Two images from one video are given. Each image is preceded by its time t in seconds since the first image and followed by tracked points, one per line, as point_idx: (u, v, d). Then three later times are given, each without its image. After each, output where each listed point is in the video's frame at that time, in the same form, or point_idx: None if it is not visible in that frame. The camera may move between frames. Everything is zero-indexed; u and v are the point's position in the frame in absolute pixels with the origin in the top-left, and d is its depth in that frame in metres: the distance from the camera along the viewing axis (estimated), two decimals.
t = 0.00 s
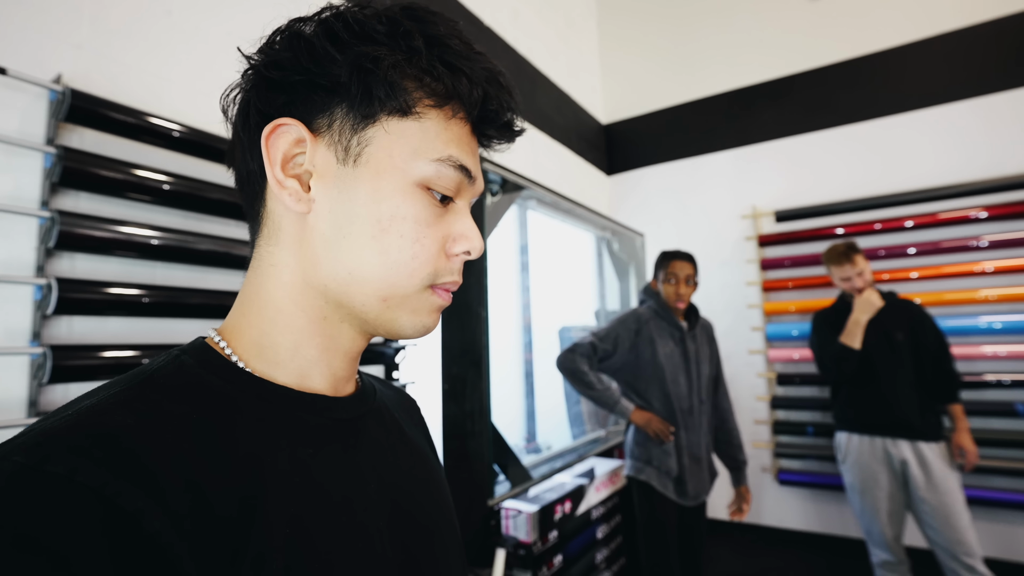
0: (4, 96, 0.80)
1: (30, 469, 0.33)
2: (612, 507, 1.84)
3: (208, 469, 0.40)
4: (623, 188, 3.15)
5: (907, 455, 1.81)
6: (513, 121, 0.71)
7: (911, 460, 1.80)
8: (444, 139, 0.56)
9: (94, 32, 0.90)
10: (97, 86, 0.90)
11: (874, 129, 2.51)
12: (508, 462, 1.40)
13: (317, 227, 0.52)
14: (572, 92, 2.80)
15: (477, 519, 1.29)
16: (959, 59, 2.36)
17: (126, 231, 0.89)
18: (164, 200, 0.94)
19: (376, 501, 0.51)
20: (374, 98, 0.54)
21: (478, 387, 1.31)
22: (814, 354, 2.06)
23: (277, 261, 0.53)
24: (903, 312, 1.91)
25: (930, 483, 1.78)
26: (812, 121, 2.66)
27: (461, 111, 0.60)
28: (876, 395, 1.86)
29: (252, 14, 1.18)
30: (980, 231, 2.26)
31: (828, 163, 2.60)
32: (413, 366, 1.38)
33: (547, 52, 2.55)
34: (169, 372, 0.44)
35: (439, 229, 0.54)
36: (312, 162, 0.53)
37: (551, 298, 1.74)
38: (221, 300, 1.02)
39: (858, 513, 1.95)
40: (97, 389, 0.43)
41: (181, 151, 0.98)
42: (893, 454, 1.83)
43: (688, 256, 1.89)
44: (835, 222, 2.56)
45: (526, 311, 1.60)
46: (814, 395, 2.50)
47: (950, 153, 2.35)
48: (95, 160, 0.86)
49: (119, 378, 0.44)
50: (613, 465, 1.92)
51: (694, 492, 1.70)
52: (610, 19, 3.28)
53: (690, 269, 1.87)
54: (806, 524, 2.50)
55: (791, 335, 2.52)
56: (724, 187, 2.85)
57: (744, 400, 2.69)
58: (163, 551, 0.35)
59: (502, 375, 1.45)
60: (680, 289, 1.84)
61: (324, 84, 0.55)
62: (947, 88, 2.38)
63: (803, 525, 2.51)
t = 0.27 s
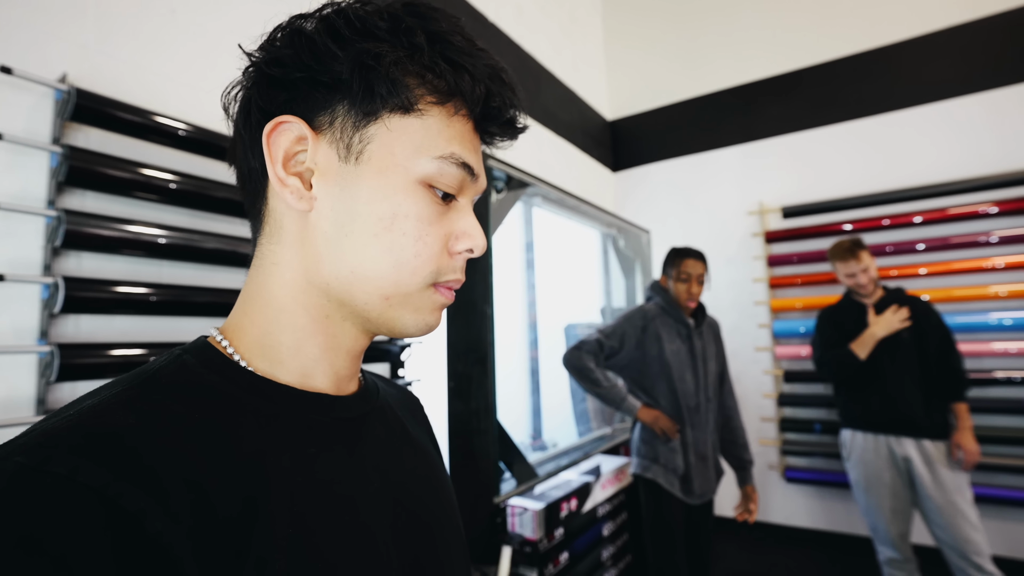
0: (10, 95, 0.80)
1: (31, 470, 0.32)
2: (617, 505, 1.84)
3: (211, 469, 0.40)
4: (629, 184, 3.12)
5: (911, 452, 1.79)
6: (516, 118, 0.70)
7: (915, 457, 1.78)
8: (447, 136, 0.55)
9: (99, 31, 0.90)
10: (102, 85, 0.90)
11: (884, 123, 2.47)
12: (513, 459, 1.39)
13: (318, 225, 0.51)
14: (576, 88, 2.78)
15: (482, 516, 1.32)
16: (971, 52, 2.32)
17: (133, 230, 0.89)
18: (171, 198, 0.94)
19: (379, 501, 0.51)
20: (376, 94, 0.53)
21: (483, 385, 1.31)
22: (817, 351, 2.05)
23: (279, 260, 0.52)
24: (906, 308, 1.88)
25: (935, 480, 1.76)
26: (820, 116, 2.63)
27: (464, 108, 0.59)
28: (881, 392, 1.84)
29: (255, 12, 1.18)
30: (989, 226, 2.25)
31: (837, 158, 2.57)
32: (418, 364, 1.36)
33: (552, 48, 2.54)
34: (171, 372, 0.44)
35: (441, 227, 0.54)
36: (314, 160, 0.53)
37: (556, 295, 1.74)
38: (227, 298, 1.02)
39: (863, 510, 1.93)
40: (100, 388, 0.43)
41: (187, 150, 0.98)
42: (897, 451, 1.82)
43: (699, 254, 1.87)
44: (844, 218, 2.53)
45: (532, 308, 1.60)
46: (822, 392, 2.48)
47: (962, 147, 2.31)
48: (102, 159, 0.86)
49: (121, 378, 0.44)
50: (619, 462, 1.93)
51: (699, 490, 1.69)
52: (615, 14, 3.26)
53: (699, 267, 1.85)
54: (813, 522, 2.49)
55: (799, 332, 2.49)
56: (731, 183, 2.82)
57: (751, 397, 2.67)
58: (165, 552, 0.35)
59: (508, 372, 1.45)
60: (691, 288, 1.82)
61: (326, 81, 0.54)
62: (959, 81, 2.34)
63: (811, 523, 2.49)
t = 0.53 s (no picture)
0: (16, 93, 0.81)
1: (35, 467, 0.33)
2: (620, 503, 1.84)
3: (213, 467, 0.40)
4: (632, 182, 3.11)
5: (915, 451, 1.78)
6: (519, 115, 0.70)
7: (917, 456, 1.77)
8: (449, 134, 0.55)
9: (103, 29, 0.90)
10: (107, 82, 0.90)
11: (890, 120, 2.45)
12: (516, 456, 1.40)
13: (321, 224, 0.52)
14: (580, 85, 2.77)
15: (485, 514, 1.30)
16: (980, 48, 2.30)
17: (138, 227, 0.89)
18: (176, 195, 0.95)
19: (381, 498, 0.51)
20: (378, 93, 0.53)
21: (486, 382, 1.31)
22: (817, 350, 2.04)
23: (281, 258, 0.52)
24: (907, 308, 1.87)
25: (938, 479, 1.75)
26: (826, 113, 2.61)
27: (466, 106, 0.59)
28: (883, 391, 1.84)
29: (258, 9, 1.18)
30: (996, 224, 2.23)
31: (843, 155, 2.55)
32: (421, 361, 1.38)
33: (555, 46, 2.53)
34: (174, 369, 0.44)
35: (443, 225, 0.54)
36: (316, 158, 0.53)
37: (559, 293, 1.73)
38: (231, 295, 1.02)
39: (867, 509, 1.93)
40: (105, 386, 0.44)
41: (191, 147, 0.98)
42: (899, 450, 1.81)
43: (703, 253, 1.86)
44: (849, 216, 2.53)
45: (535, 306, 1.60)
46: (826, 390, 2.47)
47: (969, 145, 2.29)
48: (107, 156, 0.86)
49: (124, 376, 0.44)
50: (622, 460, 1.93)
51: (702, 489, 1.69)
52: (619, 11, 3.24)
53: (705, 266, 1.84)
54: (816, 521, 2.48)
55: (804, 330, 2.50)
56: (735, 181, 2.81)
57: (755, 396, 2.67)
58: (167, 549, 0.35)
59: (511, 369, 1.45)
60: (695, 287, 1.82)
61: (328, 79, 0.54)
62: (967, 77, 2.32)
63: (815, 521, 2.49)
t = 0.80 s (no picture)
0: (17, 89, 0.80)
1: (39, 467, 0.32)
2: (621, 502, 1.84)
3: (216, 468, 0.40)
4: (634, 180, 3.10)
5: (917, 451, 1.77)
6: (524, 116, 0.69)
7: (919, 457, 1.77)
8: (455, 134, 0.55)
9: (105, 24, 0.90)
10: (109, 78, 0.90)
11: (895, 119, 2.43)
12: (516, 455, 1.40)
13: (325, 224, 0.51)
14: (582, 83, 2.76)
15: (486, 513, 1.30)
16: (986, 47, 2.28)
17: (139, 224, 0.89)
18: (178, 192, 0.94)
19: (384, 499, 0.50)
20: (384, 92, 0.53)
21: (487, 381, 1.30)
22: (818, 351, 2.03)
23: (285, 258, 0.52)
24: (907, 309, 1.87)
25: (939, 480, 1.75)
26: (830, 111, 2.59)
27: (472, 106, 0.58)
28: (883, 391, 1.83)
29: (260, 5, 1.17)
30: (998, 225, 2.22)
31: (846, 154, 2.54)
32: (423, 359, 1.39)
33: (558, 43, 2.52)
34: (177, 368, 0.43)
35: (448, 226, 0.53)
36: (320, 158, 0.52)
37: (561, 291, 1.73)
38: (232, 293, 1.02)
39: (867, 510, 1.92)
40: (108, 384, 0.43)
41: (193, 144, 0.98)
42: (901, 451, 1.80)
43: (705, 251, 1.84)
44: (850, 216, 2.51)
45: (537, 304, 1.59)
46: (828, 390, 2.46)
47: (974, 144, 2.27)
48: (108, 153, 0.86)
49: (127, 374, 0.44)
50: (624, 459, 1.93)
51: (705, 489, 1.68)
52: (622, 9, 3.23)
53: (706, 264, 1.82)
54: (816, 521, 2.48)
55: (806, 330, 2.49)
56: (738, 179, 2.80)
57: (756, 395, 2.66)
58: (170, 550, 0.35)
59: (512, 367, 1.44)
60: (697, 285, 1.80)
61: (334, 79, 0.53)
62: (973, 77, 2.30)
63: (815, 521, 2.48)
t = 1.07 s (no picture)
0: (21, 84, 0.80)
1: (41, 466, 0.32)
2: (621, 500, 1.84)
3: (219, 467, 0.40)
4: (637, 178, 3.09)
5: (920, 452, 1.77)
6: (527, 113, 0.69)
7: (923, 459, 1.77)
8: (458, 132, 0.54)
9: (108, 19, 0.89)
10: (112, 74, 0.90)
11: (900, 119, 2.42)
12: (516, 452, 1.38)
13: (328, 222, 0.51)
14: (586, 81, 2.74)
15: (488, 511, 1.30)
16: (993, 46, 2.26)
17: (142, 220, 0.89)
18: (180, 188, 0.94)
19: (386, 498, 0.50)
20: (387, 90, 0.52)
21: (489, 379, 1.30)
22: (819, 351, 2.03)
23: (288, 256, 0.52)
24: (915, 310, 1.86)
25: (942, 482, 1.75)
26: (835, 110, 2.58)
27: (476, 104, 0.58)
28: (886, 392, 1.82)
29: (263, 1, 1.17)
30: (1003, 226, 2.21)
31: (850, 154, 2.52)
32: (424, 356, 1.38)
33: (561, 41, 2.50)
34: (179, 367, 0.43)
35: (451, 224, 0.53)
36: (323, 155, 0.52)
37: (563, 289, 1.72)
38: (235, 289, 1.02)
39: (869, 511, 1.92)
40: (110, 382, 0.43)
41: (195, 140, 0.98)
42: (905, 452, 1.80)
43: (705, 248, 1.86)
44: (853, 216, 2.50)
45: (538, 302, 1.59)
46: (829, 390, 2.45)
47: (979, 144, 2.26)
48: (111, 148, 0.86)
49: (129, 373, 0.43)
50: (624, 457, 1.94)
51: (707, 487, 1.68)
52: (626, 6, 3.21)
53: (709, 261, 1.84)
54: (816, 521, 2.48)
55: (806, 330, 2.48)
56: (741, 178, 2.78)
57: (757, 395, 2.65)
58: (173, 550, 0.35)
59: (513, 365, 1.44)
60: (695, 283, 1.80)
61: (337, 76, 0.53)
62: (979, 76, 2.28)
63: (815, 521, 2.48)
